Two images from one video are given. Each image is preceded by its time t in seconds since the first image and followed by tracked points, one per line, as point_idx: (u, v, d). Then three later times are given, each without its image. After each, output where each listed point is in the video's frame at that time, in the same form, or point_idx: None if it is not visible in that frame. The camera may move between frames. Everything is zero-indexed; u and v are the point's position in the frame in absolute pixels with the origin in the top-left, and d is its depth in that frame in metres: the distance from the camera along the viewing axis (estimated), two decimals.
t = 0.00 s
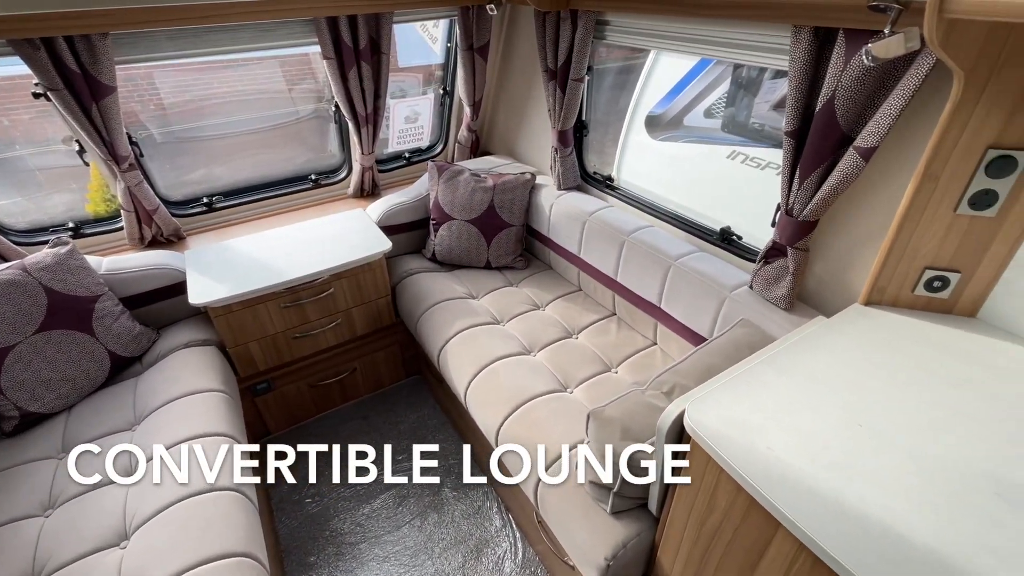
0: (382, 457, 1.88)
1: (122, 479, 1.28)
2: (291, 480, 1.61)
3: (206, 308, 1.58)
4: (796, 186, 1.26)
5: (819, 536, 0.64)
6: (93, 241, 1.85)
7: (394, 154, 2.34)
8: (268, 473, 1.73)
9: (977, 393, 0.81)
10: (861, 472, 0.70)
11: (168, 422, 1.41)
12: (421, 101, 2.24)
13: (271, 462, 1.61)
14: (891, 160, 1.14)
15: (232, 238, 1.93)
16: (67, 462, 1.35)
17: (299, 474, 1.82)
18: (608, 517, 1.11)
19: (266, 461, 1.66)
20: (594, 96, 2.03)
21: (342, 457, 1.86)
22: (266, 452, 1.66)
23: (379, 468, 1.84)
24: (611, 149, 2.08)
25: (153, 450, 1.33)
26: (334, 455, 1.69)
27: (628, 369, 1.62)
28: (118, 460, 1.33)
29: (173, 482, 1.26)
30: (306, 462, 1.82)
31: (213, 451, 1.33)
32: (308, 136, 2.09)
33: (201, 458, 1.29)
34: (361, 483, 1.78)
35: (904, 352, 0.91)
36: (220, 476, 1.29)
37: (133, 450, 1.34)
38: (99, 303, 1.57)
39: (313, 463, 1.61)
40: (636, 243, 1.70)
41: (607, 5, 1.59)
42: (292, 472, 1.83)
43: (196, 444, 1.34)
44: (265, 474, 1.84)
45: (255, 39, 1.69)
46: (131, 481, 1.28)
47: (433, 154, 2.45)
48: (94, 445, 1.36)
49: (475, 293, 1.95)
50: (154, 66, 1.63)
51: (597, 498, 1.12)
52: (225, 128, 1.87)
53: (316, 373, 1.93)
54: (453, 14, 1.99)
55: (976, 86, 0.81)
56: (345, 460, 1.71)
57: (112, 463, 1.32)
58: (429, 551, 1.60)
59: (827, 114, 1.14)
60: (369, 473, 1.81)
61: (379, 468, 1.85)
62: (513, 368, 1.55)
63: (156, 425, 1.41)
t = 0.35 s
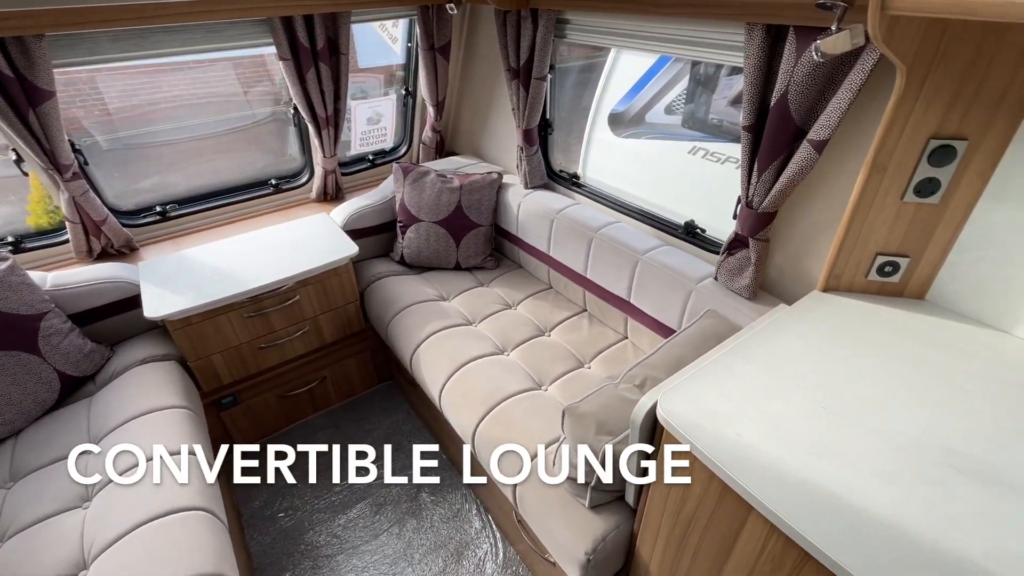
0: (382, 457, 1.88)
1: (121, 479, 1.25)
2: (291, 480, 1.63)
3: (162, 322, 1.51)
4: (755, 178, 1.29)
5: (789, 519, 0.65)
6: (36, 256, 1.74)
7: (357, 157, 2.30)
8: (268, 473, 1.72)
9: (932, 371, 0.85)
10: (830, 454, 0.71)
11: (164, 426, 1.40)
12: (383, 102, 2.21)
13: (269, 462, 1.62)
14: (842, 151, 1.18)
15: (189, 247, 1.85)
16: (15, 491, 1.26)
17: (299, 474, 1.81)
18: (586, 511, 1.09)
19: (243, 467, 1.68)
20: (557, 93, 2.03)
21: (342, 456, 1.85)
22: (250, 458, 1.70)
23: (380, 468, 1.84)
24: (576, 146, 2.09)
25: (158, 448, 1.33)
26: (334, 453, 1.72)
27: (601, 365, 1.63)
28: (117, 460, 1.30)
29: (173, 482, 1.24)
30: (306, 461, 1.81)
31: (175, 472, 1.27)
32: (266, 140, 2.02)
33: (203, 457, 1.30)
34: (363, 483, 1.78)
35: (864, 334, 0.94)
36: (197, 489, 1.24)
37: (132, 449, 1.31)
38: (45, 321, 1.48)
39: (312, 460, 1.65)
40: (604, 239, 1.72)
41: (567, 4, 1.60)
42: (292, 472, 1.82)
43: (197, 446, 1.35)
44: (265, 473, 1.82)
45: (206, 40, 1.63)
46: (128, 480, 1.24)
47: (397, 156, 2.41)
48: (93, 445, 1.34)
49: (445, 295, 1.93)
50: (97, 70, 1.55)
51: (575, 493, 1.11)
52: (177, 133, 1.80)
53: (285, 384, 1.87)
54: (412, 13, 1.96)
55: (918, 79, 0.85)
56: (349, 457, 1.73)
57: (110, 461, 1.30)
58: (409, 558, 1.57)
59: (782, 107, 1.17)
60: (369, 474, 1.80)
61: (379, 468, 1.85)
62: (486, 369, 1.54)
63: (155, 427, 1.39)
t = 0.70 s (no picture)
0: (382, 457, 1.88)
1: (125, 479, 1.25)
2: (290, 479, 1.66)
3: (111, 339, 1.44)
4: (711, 172, 1.32)
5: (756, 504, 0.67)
6: None
7: (315, 160, 2.25)
8: (269, 472, 1.73)
9: (884, 353, 0.88)
10: (792, 437, 0.73)
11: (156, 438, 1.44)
12: (340, 104, 2.16)
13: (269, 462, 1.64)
14: (793, 144, 1.22)
15: (138, 260, 1.77)
16: None
17: (299, 474, 1.81)
18: (560, 507, 1.10)
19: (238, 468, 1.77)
20: (517, 91, 2.04)
21: (342, 456, 1.84)
22: (245, 461, 1.77)
23: (379, 468, 1.84)
24: (538, 145, 2.09)
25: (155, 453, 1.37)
26: (333, 450, 1.75)
27: (571, 361, 1.64)
28: (117, 461, 1.29)
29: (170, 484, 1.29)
30: (307, 460, 1.81)
31: (132, 496, 1.21)
32: (218, 145, 1.95)
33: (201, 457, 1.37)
34: (362, 483, 1.77)
35: (821, 319, 0.97)
36: (156, 512, 1.19)
37: (134, 450, 1.31)
38: None
39: (312, 459, 1.69)
40: (568, 237, 1.72)
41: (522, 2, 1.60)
42: (292, 472, 1.81)
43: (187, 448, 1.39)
44: (266, 473, 1.81)
45: (148, 42, 1.55)
46: (133, 480, 1.24)
47: (357, 158, 2.37)
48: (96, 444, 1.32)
49: (412, 298, 1.90)
50: (29, 75, 1.47)
51: (549, 491, 1.10)
52: (121, 139, 1.72)
53: (248, 397, 1.81)
54: (367, 12, 1.93)
55: (859, 72, 0.88)
56: (350, 456, 1.74)
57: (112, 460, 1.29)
58: (386, 567, 1.54)
59: (734, 102, 1.20)
60: (368, 475, 1.80)
61: (379, 468, 1.85)
62: (456, 371, 1.53)
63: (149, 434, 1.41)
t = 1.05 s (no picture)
0: (383, 457, 1.85)
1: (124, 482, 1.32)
2: (290, 479, 1.64)
3: (56, 359, 1.36)
4: (671, 167, 1.34)
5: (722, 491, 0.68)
6: None
7: (272, 164, 2.18)
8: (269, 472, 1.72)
9: (839, 339, 0.91)
10: (755, 426, 0.75)
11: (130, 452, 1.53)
12: (296, 106, 2.11)
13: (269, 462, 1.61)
14: (747, 138, 1.25)
15: (84, 274, 1.68)
16: None
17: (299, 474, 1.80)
18: (534, 506, 1.09)
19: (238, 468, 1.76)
20: (478, 91, 2.02)
21: (342, 457, 1.83)
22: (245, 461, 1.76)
23: (380, 468, 1.82)
24: (501, 144, 2.08)
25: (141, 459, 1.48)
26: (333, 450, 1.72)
27: (542, 360, 1.64)
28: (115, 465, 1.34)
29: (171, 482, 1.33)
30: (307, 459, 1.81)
31: (84, 524, 1.15)
32: (167, 152, 1.87)
33: (201, 457, 1.32)
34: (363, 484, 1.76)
35: (779, 308, 1.00)
36: (111, 539, 1.13)
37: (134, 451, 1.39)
38: None
39: (312, 459, 1.67)
40: (534, 235, 1.72)
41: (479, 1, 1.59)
42: (292, 472, 1.80)
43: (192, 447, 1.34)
44: (266, 473, 1.80)
45: (84, 44, 1.47)
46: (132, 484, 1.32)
47: (317, 162, 2.31)
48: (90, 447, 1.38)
49: (379, 303, 1.87)
50: None
51: (523, 491, 1.10)
52: (60, 147, 1.63)
53: (209, 412, 1.75)
54: (320, 11, 1.88)
55: (806, 69, 0.91)
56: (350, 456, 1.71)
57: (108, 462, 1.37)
58: None
59: (690, 99, 1.22)
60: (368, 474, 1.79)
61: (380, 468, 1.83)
62: (426, 374, 1.51)
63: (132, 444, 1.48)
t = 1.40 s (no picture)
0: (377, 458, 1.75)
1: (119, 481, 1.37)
2: (290, 480, 1.62)
3: None
4: (630, 164, 1.36)
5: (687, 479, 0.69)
6: None
7: (225, 170, 2.11)
8: (269, 471, 1.72)
9: (796, 326, 0.94)
10: (719, 415, 0.77)
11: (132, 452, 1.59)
12: (248, 109, 2.04)
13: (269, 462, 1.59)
14: (703, 133, 1.28)
15: (23, 291, 1.58)
16: None
17: (299, 474, 1.80)
18: (508, 506, 1.09)
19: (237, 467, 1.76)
20: (437, 90, 2.00)
21: (342, 456, 1.82)
22: (245, 461, 1.76)
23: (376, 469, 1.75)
24: (463, 144, 2.07)
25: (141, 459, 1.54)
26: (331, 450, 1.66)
27: (512, 359, 1.64)
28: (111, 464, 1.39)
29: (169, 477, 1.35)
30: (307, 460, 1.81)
31: (32, 558, 1.08)
32: (110, 159, 1.78)
33: (200, 458, 1.34)
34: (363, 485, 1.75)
35: (739, 298, 1.03)
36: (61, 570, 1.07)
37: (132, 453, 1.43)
38: None
39: (312, 458, 1.64)
40: (500, 234, 1.72)
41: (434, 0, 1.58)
42: (292, 472, 1.80)
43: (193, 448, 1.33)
44: (265, 472, 1.80)
45: (12, 47, 1.39)
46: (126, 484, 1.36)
47: (273, 166, 2.24)
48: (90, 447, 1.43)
49: (343, 309, 1.83)
50: None
51: (497, 492, 1.10)
52: None
53: (167, 431, 1.68)
54: (269, 11, 1.83)
55: (755, 64, 0.92)
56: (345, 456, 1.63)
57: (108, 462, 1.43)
58: None
59: (646, 96, 1.24)
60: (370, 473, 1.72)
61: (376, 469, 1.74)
62: (395, 380, 1.48)
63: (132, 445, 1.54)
